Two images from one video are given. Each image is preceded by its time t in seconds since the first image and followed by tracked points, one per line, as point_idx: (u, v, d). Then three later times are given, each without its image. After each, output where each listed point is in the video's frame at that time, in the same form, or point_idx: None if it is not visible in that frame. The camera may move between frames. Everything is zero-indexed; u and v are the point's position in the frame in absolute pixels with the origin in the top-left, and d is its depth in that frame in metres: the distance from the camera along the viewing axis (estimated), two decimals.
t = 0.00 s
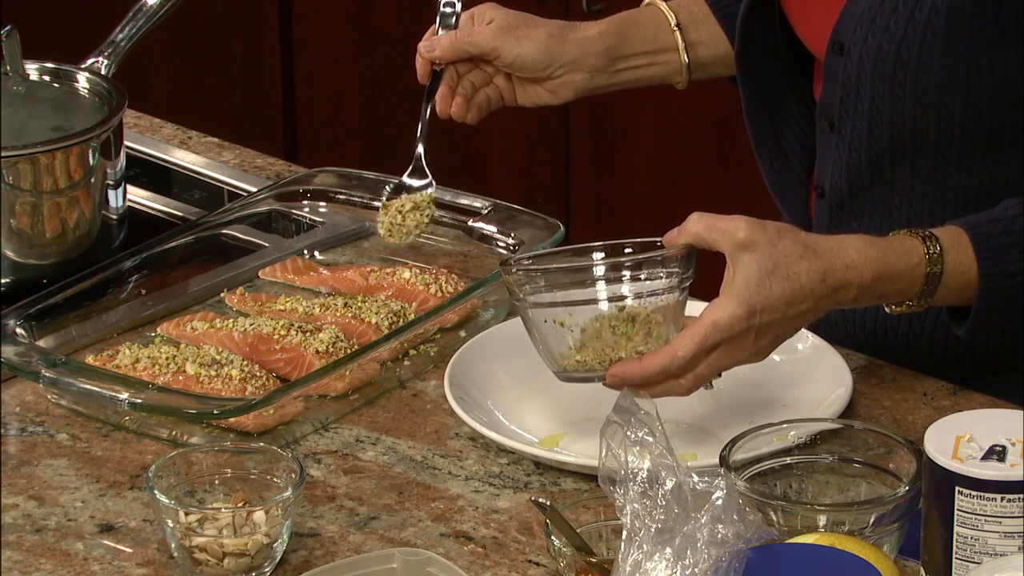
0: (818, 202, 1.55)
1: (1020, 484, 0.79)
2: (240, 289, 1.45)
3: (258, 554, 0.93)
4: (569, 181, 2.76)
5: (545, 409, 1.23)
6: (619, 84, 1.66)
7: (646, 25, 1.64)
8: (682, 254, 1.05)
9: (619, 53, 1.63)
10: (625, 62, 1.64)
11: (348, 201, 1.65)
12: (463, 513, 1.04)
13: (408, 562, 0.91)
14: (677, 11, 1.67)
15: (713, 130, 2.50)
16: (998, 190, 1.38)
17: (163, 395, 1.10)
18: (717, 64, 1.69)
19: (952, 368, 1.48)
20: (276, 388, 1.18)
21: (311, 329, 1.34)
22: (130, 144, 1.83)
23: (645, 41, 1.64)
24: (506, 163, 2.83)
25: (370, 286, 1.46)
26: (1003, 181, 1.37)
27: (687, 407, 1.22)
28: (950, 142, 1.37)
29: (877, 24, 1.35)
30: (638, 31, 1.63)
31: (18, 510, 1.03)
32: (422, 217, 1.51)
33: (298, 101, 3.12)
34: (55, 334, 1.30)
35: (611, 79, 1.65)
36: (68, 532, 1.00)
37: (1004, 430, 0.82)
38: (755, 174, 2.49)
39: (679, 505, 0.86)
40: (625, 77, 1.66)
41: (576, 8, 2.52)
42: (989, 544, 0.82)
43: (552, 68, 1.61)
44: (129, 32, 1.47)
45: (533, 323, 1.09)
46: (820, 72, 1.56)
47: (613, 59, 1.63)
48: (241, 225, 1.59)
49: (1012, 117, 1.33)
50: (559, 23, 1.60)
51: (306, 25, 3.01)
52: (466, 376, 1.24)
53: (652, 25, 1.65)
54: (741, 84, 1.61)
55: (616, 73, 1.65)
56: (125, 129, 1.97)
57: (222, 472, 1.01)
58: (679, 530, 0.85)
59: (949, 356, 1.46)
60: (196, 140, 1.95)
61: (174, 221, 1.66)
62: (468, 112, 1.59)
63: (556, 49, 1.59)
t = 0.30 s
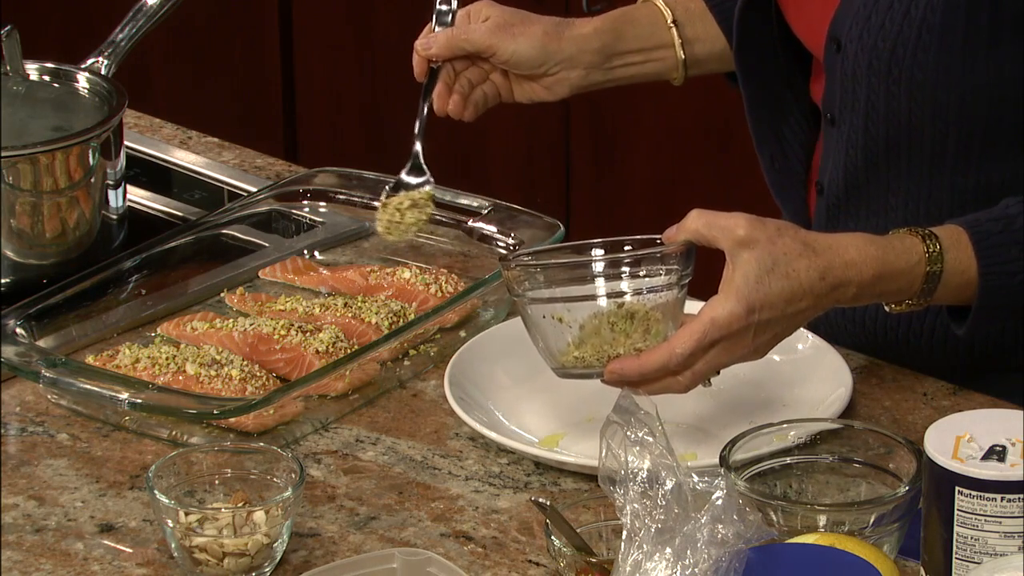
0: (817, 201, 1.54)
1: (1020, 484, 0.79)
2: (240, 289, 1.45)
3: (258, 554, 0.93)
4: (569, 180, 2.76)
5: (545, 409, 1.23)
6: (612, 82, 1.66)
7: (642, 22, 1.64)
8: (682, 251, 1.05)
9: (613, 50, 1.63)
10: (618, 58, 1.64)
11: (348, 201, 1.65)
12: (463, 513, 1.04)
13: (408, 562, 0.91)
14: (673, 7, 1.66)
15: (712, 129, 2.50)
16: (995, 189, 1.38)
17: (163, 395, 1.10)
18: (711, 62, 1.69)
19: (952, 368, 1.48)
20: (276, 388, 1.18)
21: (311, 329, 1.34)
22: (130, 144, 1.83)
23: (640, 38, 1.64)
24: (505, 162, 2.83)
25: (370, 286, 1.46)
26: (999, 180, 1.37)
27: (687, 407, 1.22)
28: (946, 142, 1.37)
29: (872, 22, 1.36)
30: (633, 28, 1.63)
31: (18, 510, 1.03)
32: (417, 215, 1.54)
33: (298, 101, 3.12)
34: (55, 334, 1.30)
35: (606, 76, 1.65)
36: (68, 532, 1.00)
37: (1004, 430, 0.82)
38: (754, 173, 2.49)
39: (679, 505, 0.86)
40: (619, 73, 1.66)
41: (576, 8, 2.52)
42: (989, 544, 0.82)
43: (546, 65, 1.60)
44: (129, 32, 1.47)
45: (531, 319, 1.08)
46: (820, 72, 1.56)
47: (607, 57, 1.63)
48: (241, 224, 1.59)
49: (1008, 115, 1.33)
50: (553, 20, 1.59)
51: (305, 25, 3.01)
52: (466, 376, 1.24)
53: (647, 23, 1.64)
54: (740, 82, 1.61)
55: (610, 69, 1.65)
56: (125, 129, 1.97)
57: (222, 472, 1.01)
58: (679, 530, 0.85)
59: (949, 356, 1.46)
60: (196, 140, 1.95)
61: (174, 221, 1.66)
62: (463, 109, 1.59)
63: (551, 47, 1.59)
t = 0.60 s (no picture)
0: (817, 201, 1.54)
1: (1020, 484, 0.79)
2: (240, 289, 1.45)
3: (258, 554, 0.93)
4: (569, 180, 2.76)
5: (544, 409, 1.23)
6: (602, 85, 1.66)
7: (630, 26, 1.64)
8: (681, 251, 1.04)
9: (602, 54, 1.63)
10: (605, 62, 1.64)
11: (348, 201, 1.65)
12: (463, 513, 1.04)
13: (408, 562, 0.91)
14: (662, 12, 1.67)
15: (711, 129, 2.50)
16: (994, 190, 1.38)
17: (163, 395, 1.10)
18: (698, 65, 1.69)
19: (952, 367, 1.48)
20: (276, 388, 1.18)
21: (311, 329, 1.34)
22: (130, 144, 1.83)
23: (629, 41, 1.64)
24: (506, 162, 2.83)
25: (370, 286, 1.46)
26: (998, 182, 1.37)
27: (687, 407, 1.22)
28: (944, 142, 1.37)
29: (869, 22, 1.36)
30: (622, 32, 1.63)
31: (18, 510, 1.03)
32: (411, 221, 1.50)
33: (298, 101, 3.12)
34: (55, 334, 1.30)
35: (594, 79, 1.65)
36: (69, 532, 1.00)
37: (1004, 430, 0.82)
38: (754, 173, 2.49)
39: (679, 505, 0.86)
40: (609, 77, 1.66)
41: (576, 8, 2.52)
42: (989, 543, 0.82)
43: (535, 69, 1.60)
44: (129, 32, 1.47)
45: (530, 318, 1.08)
46: (818, 74, 1.56)
47: (597, 60, 1.63)
48: (241, 224, 1.59)
49: (1006, 117, 1.33)
50: (541, 24, 1.60)
51: (305, 25, 3.01)
52: (466, 376, 1.24)
53: (636, 27, 1.65)
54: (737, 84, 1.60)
55: (599, 72, 1.65)
56: (125, 129, 1.97)
57: (222, 472, 1.01)
58: (679, 530, 0.85)
59: (949, 355, 1.46)
60: (196, 140, 1.95)
61: (174, 221, 1.66)
62: (454, 113, 1.59)
63: (539, 50, 1.59)
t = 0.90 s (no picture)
0: (817, 201, 1.54)
1: (1020, 484, 0.79)
2: (240, 289, 1.45)
3: (258, 554, 0.93)
4: (569, 180, 2.76)
5: (545, 409, 1.23)
6: (590, 85, 1.66)
7: (619, 26, 1.64)
8: (694, 245, 1.05)
9: (591, 54, 1.63)
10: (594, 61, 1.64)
11: (348, 201, 1.64)
12: (463, 513, 1.04)
13: (408, 562, 0.91)
14: (651, 12, 1.67)
15: (713, 129, 2.50)
16: (995, 189, 1.38)
17: (163, 395, 1.10)
18: (687, 66, 1.70)
19: (952, 366, 1.48)
20: (276, 388, 1.18)
21: (311, 329, 1.34)
22: (129, 144, 1.83)
23: (619, 41, 1.64)
24: (506, 162, 2.83)
25: (370, 286, 1.46)
26: (1000, 180, 1.37)
27: (689, 408, 1.22)
28: (946, 142, 1.37)
29: (871, 23, 1.36)
30: (612, 32, 1.64)
31: (18, 510, 1.03)
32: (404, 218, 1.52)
33: (298, 102, 3.12)
34: (55, 334, 1.30)
35: (582, 79, 1.65)
36: (68, 532, 1.00)
37: (1004, 429, 0.82)
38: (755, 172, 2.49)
39: (679, 505, 0.86)
40: (596, 77, 1.66)
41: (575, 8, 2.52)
42: (989, 544, 0.82)
43: (523, 69, 1.60)
44: (129, 32, 1.47)
45: (542, 310, 1.09)
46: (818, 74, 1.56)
47: (585, 60, 1.63)
48: (241, 224, 1.59)
49: (1008, 116, 1.33)
50: (529, 23, 1.59)
51: (305, 25, 3.01)
52: (465, 376, 1.24)
53: (625, 26, 1.65)
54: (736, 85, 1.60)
55: (588, 73, 1.65)
56: (125, 129, 1.97)
57: (222, 472, 1.01)
58: (679, 530, 0.85)
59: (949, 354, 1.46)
60: (196, 140, 1.95)
61: (174, 221, 1.66)
62: (442, 111, 1.59)
63: (528, 50, 1.58)
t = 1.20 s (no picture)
0: (817, 202, 1.54)
1: (1020, 484, 0.79)
2: (240, 289, 1.45)
3: (258, 554, 0.93)
4: (569, 180, 2.76)
5: (545, 409, 1.23)
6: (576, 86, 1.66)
7: (605, 27, 1.64)
8: (694, 248, 1.05)
9: (578, 57, 1.63)
10: (579, 65, 1.64)
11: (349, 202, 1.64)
12: (463, 513, 1.04)
13: (408, 562, 0.91)
14: (636, 13, 1.67)
15: (713, 129, 2.50)
16: (995, 189, 1.38)
17: (163, 395, 1.10)
18: (672, 68, 1.70)
19: (952, 366, 1.48)
20: (276, 388, 1.18)
21: (311, 329, 1.34)
22: (130, 144, 1.82)
23: (605, 43, 1.64)
24: (506, 162, 2.83)
25: (370, 286, 1.46)
26: (1000, 180, 1.37)
27: (689, 408, 1.22)
28: (946, 142, 1.37)
29: (870, 25, 1.36)
30: (599, 34, 1.63)
31: (18, 510, 1.03)
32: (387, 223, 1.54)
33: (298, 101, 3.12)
34: (55, 334, 1.30)
35: (567, 81, 1.65)
36: (68, 532, 1.00)
37: (1004, 429, 0.82)
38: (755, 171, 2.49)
39: (679, 505, 0.86)
40: (581, 80, 1.66)
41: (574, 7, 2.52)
42: (989, 543, 0.82)
43: (509, 71, 1.60)
44: (129, 32, 1.47)
45: (542, 314, 1.09)
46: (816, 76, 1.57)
47: (571, 63, 1.64)
48: (241, 224, 1.59)
49: (1007, 116, 1.33)
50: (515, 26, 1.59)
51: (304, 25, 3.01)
52: (465, 376, 1.24)
53: (612, 27, 1.65)
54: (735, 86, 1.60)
55: (573, 75, 1.65)
56: (125, 129, 1.97)
57: (222, 472, 1.01)
58: (679, 530, 0.85)
59: (949, 354, 1.46)
60: (196, 140, 1.95)
61: (174, 221, 1.66)
62: (427, 112, 1.60)
63: (513, 53, 1.58)
